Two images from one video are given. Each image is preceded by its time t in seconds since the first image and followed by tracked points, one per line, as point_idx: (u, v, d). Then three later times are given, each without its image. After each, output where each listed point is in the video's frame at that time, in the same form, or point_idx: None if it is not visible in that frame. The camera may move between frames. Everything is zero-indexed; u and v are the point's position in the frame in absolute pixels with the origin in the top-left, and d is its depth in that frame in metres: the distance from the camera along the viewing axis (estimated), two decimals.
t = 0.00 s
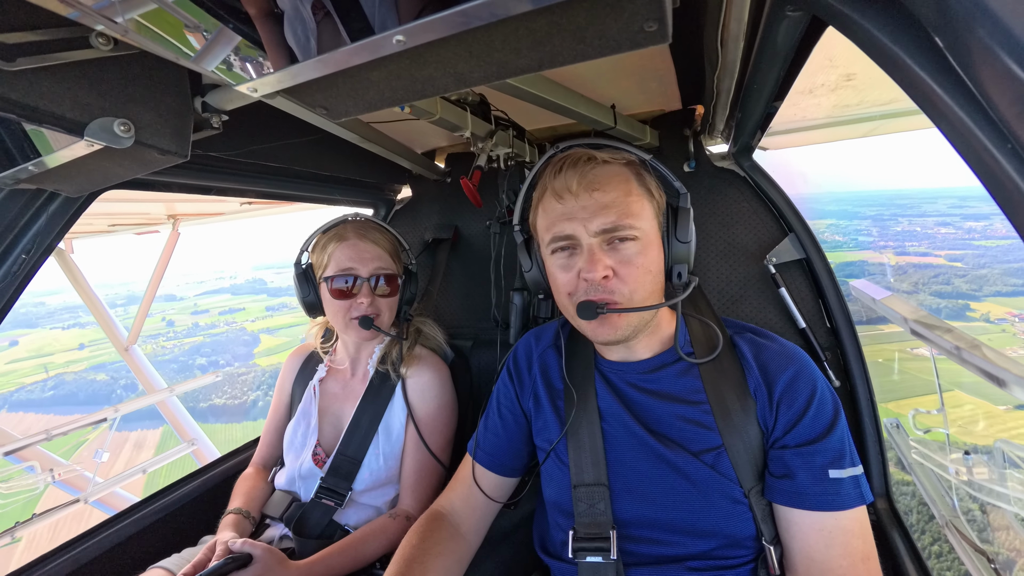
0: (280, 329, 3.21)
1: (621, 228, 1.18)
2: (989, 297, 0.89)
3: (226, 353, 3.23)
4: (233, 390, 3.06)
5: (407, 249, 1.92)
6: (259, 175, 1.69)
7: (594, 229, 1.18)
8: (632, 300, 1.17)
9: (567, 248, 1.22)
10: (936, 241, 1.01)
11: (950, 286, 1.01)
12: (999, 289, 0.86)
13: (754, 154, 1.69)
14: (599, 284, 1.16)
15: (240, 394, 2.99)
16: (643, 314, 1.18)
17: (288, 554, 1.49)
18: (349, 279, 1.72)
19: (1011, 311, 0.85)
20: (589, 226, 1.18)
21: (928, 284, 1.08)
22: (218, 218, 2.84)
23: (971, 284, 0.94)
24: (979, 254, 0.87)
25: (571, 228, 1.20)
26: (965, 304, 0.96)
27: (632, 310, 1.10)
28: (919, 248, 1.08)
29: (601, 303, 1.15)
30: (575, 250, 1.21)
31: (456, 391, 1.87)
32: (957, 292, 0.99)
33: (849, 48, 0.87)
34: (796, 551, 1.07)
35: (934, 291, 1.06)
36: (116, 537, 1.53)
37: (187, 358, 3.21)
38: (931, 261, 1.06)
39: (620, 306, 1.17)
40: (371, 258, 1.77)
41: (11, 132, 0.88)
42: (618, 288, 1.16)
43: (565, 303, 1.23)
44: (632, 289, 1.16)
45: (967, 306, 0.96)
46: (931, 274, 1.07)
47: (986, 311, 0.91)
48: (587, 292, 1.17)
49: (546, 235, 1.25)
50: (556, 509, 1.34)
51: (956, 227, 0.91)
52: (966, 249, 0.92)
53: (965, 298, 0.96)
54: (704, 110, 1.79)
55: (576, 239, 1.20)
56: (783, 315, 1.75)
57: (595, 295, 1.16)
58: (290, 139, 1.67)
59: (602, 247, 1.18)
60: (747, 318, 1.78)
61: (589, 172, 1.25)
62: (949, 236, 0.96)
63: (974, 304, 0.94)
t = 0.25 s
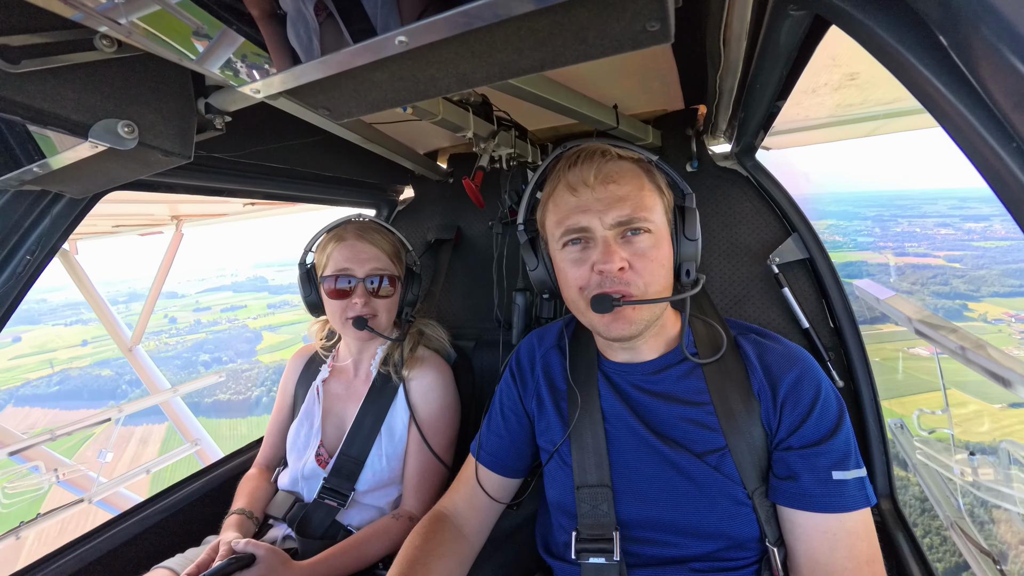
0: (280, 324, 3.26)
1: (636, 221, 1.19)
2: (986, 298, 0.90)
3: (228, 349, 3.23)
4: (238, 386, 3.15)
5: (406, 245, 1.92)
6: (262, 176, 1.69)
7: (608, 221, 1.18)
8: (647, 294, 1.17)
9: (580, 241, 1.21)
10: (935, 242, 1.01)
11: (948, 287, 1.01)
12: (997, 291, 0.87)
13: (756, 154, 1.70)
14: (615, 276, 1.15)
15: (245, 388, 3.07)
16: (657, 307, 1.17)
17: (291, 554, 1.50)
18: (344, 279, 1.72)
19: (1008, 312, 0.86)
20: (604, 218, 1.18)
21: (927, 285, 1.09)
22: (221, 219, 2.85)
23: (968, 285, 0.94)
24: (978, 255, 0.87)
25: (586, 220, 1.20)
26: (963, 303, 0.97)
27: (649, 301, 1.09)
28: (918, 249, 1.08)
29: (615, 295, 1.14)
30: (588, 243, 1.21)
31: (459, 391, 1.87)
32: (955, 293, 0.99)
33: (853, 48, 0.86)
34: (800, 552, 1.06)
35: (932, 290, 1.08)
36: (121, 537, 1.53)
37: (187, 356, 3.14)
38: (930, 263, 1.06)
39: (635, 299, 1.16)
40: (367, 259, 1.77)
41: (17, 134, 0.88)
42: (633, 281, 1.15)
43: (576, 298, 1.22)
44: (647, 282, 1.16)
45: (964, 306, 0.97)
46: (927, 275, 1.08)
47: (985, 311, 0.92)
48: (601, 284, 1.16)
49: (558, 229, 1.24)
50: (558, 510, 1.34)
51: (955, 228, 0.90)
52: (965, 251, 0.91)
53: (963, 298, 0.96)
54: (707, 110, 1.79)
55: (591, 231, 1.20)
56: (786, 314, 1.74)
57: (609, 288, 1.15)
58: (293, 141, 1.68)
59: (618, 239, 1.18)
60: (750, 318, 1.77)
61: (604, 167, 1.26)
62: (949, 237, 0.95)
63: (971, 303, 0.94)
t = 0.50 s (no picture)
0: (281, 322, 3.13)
1: (637, 221, 1.19)
2: (984, 298, 0.91)
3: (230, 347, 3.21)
4: (241, 381, 3.09)
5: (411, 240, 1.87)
6: (263, 173, 1.69)
7: (609, 222, 1.18)
8: (650, 295, 1.17)
9: (581, 243, 1.22)
10: (934, 243, 1.01)
11: (947, 286, 1.01)
12: (996, 291, 0.87)
13: (757, 154, 1.68)
14: (616, 278, 1.15)
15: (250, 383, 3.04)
16: (659, 308, 1.18)
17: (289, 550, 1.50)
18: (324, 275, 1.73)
19: (1005, 313, 0.87)
20: (605, 219, 1.18)
21: (925, 284, 1.10)
22: (222, 215, 2.85)
23: (965, 285, 0.95)
24: (977, 256, 0.87)
25: (586, 222, 1.20)
26: (961, 303, 0.98)
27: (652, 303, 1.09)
28: (917, 250, 1.08)
29: (618, 297, 1.15)
30: (589, 244, 1.21)
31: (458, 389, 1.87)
32: (953, 293, 0.99)
33: (856, 48, 0.86)
34: (797, 553, 1.06)
35: (931, 292, 1.08)
36: (120, 531, 1.54)
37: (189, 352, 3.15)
38: (928, 262, 1.06)
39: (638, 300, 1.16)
40: (342, 254, 1.75)
41: (18, 129, 0.88)
42: (636, 282, 1.16)
43: (578, 300, 1.22)
44: (649, 283, 1.17)
45: (961, 306, 0.98)
46: (926, 274, 1.08)
47: (982, 312, 0.92)
48: (601, 286, 1.17)
49: (559, 231, 1.25)
50: (556, 509, 1.34)
51: (955, 229, 0.90)
52: (964, 252, 0.92)
53: (960, 299, 0.97)
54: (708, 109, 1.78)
55: (592, 233, 1.20)
56: (786, 315, 1.74)
57: (610, 289, 1.15)
58: (293, 137, 1.68)
59: (619, 241, 1.18)
60: (749, 318, 1.77)
61: (604, 167, 1.26)
62: (948, 238, 0.95)
63: (969, 304, 0.95)
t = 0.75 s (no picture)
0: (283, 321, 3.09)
1: (642, 219, 1.19)
2: (981, 299, 0.91)
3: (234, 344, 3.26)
4: (245, 377, 3.18)
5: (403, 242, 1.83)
6: (265, 173, 1.69)
7: (615, 219, 1.18)
8: (655, 293, 1.16)
9: (585, 240, 1.21)
10: (933, 243, 1.01)
11: (944, 287, 1.01)
12: (991, 293, 0.88)
13: (757, 153, 1.67)
14: (622, 275, 1.14)
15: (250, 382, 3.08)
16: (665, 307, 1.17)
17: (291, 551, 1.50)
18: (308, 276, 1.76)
19: (1002, 314, 0.88)
20: (610, 216, 1.18)
21: (925, 284, 1.10)
22: (222, 216, 2.85)
23: (963, 286, 0.95)
24: (974, 257, 0.88)
25: (592, 218, 1.20)
26: (959, 303, 0.99)
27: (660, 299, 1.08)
28: (917, 251, 1.08)
29: (623, 293, 1.14)
30: (595, 241, 1.20)
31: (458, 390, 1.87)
32: (952, 293, 0.99)
33: (856, 47, 0.86)
34: (800, 553, 1.06)
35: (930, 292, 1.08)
36: (122, 533, 1.54)
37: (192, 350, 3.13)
38: (928, 264, 1.06)
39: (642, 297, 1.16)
40: (321, 256, 1.77)
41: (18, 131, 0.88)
42: (642, 280, 1.15)
43: (581, 298, 1.21)
44: (654, 281, 1.16)
45: (960, 306, 0.99)
46: (925, 276, 1.09)
47: (981, 312, 0.92)
48: (606, 283, 1.16)
49: (564, 228, 1.24)
50: (558, 509, 1.34)
51: (955, 230, 0.90)
52: (963, 252, 0.92)
53: (959, 299, 0.97)
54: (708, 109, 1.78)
55: (597, 229, 1.19)
56: (787, 314, 1.74)
57: (615, 286, 1.14)
58: (294, 138, 1.68)
59: (624, 238, 1.18)
60: (750, 318, 1.77)
61: (609, 165, 1.26)
62: (947, 239, 0.95)
63: (967, 304, 0.95)
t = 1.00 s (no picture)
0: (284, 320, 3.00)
1: (649, 215, 1.20)
2: (979, 299, 0.91)
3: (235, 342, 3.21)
4: (247, 374, 3.14)
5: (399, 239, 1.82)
6: (264, 173, 1.69)
7: (625, 215, 1.18)
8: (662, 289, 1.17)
9: (593, 237, 1.20)
10: (932, 244, 1.01)
11: (943, 287, 1.01)
12: (992, 292, 0.87)
13: (757, 153, 1.66)
14: (633, 270, 1.14)
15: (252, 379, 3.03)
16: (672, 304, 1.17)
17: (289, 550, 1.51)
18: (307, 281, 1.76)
19: (998, 314, 0.88)
20: (620, 212, 1.18)
21: (924, 284, 1.10)
22: (222, 214, 2.85)
23: (961, 286, 0.95)
24: (973, 258, 0.88)
25: (602, 214, 1.19)
26: (957, 303, 0.99)
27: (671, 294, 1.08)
28: (916, 252, 1.08)
29: (632, 289, 1.13)
30: (604, 238, 1.19)
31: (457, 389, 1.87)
32: (950, 294, 0.99)
33: (856, 47, 0.86)
34: (798, 554, 1.06)
35: (930, 292, 1.08)
36: (120, 531, 1.54)
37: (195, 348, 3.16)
38: (927, 264, 1.06)
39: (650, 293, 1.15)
40: (317, 262, 1.74)
41: (15, 128, 0.88)
42: (651, 276, 1.15)
43: (590, 295, 1.19)
44: (662, 278, 1.17)
45: (958, 306, 0.99)
46: (925, 276, 1.09)
47: (981, 313, 0.93)
48: (616, 279, 1.15)
49: (571, 224, 1.23)
50: (556, 509, 1.34)
51: (954, 232, 0.90)
52: (962, 253, 0.92)
53: (957, 299, 0.98)
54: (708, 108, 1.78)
55: (607, 225, 1.19)
56: (786, 314, 1.74)
57: (625, 282, 1.14)
58: (293, 136, 1.68)
59: (634, 234, 1.18)
60: (749, 317, 1.78)
61: (617, 161, 1.27)
62: (946, 240, 0.95)
63: (966, 304, 0.95)
